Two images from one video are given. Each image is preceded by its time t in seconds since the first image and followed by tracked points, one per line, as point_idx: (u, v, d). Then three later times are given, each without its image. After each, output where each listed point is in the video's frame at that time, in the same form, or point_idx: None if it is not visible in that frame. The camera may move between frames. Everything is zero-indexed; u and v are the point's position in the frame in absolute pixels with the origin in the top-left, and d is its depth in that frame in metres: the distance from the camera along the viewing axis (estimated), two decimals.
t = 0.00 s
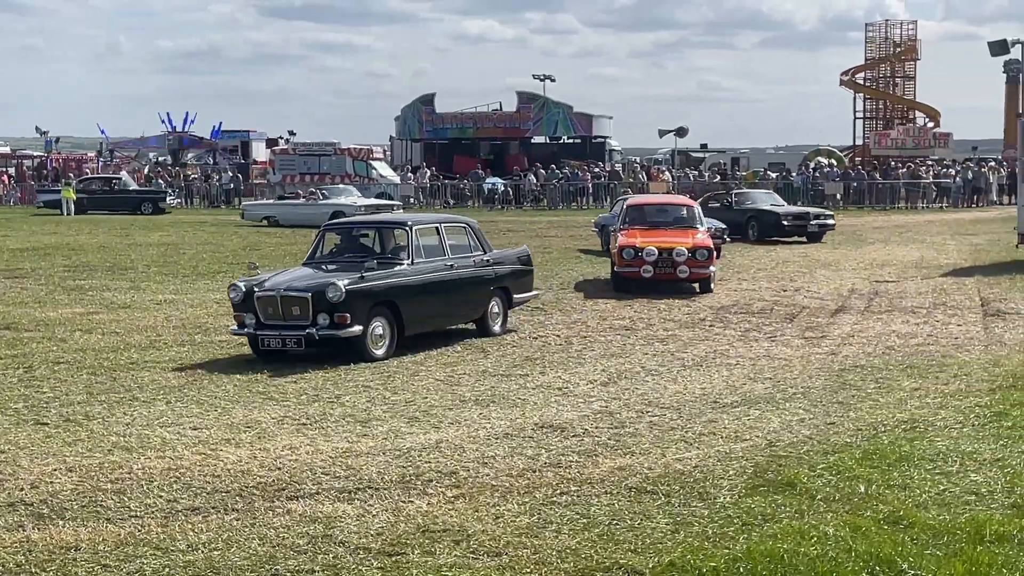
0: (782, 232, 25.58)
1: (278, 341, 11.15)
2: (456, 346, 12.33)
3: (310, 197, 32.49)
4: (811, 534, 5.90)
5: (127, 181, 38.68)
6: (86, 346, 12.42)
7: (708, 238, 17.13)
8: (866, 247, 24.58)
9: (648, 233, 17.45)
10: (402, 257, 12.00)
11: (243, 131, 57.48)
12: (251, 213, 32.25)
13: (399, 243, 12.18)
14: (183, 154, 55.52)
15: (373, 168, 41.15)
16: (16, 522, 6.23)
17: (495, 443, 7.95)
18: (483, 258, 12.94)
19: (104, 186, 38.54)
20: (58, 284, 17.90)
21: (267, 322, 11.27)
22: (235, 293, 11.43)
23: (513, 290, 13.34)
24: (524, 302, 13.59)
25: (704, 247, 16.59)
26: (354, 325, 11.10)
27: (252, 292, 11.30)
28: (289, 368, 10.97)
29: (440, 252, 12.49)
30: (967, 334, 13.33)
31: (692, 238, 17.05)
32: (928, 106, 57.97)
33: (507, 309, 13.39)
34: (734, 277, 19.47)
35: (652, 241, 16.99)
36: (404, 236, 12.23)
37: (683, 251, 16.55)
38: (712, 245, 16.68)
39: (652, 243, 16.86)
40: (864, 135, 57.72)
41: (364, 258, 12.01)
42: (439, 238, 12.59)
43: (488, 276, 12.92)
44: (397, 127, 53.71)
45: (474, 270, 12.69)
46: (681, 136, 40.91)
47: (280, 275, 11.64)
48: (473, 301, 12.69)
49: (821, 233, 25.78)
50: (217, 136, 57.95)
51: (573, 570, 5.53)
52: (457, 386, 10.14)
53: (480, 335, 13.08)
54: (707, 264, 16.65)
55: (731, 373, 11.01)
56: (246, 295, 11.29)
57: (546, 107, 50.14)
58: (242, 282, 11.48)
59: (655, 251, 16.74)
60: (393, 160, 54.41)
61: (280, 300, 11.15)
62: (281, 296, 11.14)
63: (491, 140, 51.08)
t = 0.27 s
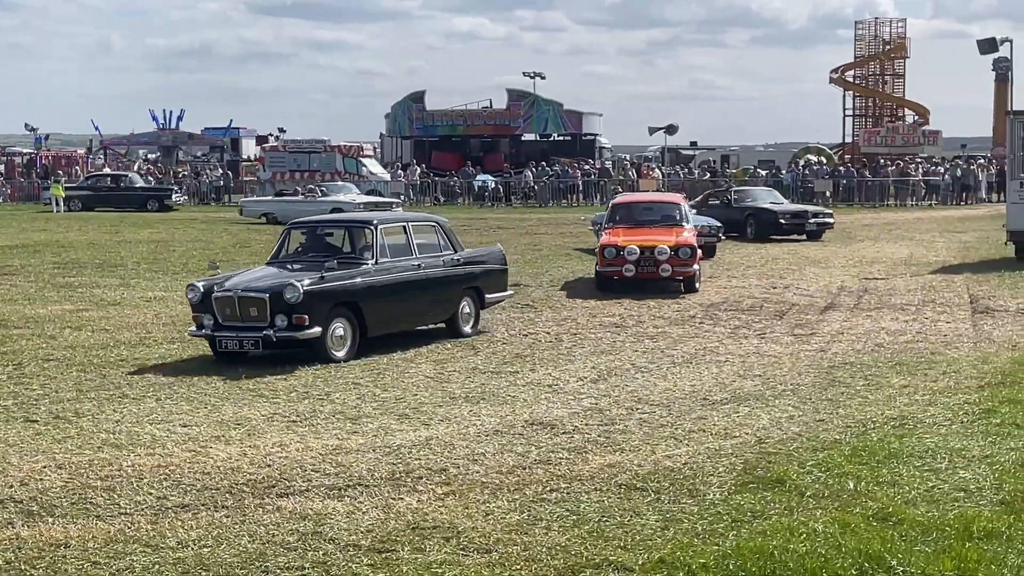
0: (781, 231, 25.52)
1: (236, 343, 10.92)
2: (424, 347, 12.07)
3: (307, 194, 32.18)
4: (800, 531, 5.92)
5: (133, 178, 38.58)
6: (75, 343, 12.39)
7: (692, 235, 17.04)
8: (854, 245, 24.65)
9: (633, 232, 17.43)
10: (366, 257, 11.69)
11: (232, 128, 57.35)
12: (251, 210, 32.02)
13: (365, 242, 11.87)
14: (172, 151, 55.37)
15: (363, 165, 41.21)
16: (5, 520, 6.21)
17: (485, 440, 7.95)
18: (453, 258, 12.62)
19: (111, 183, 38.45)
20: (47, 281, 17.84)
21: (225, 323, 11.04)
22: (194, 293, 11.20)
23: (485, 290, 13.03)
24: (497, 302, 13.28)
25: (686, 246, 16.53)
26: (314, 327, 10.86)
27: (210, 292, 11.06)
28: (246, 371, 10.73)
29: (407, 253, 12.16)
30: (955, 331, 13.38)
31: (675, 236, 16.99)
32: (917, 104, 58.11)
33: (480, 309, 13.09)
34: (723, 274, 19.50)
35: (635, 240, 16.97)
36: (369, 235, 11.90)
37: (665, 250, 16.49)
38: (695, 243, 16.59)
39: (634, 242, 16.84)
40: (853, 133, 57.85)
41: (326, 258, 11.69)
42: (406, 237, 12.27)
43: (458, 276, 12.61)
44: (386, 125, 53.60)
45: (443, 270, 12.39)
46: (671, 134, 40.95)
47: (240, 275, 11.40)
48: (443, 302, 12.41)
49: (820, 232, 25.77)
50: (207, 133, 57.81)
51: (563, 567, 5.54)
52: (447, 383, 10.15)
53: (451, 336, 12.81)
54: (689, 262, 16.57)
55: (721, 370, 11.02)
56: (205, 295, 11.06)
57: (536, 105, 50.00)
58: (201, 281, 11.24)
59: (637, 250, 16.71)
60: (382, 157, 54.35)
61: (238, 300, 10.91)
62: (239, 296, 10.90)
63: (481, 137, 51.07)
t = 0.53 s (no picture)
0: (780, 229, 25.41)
1: (193, 345, 10.65)
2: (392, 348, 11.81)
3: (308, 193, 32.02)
4: (792, 528, 5.92)
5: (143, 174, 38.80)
6: (66, 340, 12.36)
7: (677, 235, 16.82)
8: (846, 242, 24.68)
9: (618, 232, 17.21)
10: (331, 257, 11.49)
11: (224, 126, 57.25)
12: (251, 205, 31.49)
13: (330, 242, 11.66)
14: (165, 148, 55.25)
15: (355, 162, 41.18)
16: None
17: (477, 437, 7.95)
18: (423, 258, 12.41)
19: (120, 178, 38.69)
20: (39, 278, 17.80)
21: (184, 325, 10.77)
22: (152, 294, 10.93)
23: (458, 290, 12.79)
24: (471, 302, 13.05)
25: (670, 245, 16.31)
26: (273, 328, 10.61)
27: (169, 293, 10.81)
28: (203, 373, 10.45)
29: (375, 253, 11.96)
30: (948, 329, 13.41)
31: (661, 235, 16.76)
32: (909, 102, 58.20)
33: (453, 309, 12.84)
34: (716, 271, 19.52)
35: (619, 238, 16.74)
36: (333, 234, 11.71)
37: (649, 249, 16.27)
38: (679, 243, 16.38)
39: (618, 241, 16.61)
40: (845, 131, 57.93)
41: (290, 258, 11.48)
42: (374, 236, 12.07)
43: (428, 276, 12.39)
44: (378, 122, 53.57)
45: (413, 270, 12.17)
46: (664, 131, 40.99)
47: (201, 275, 11.14)
48: (412, 302, 12.17)
49: (820, 231, 25.59)
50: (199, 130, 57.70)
51: (554, 564, 5.54)
52: (439, 380, 10.15)
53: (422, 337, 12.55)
54: (673, 262, 16.34)
55: (713, 368, 11.03)
56: (163, 295, 10.80)
57: (528, 103, 49.89)
58: (160, 281, 10.98)
59: (621, 249, 16.47)
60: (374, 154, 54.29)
61: (196, 301, 10.65)
62: (197, 297, 10.63)
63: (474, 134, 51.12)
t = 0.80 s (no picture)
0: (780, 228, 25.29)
1: (150, 349, 10.34)
2: (359, 352, 11.45)
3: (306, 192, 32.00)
4: (785, 526, 5.93)
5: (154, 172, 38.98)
6: (59, 338, 12.35)
7: (663, 238, 16.46)
8: (839, 241, 24.71)
9: (604, 233, 16.87)
10: (294, 259, 11.14)
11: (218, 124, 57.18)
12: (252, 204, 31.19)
13: (292, 244, 11.33)
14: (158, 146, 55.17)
15: (349, 159, 40.95)
16: None
17: (471, 435, 7.96)
18: (394, 260, 12.08)
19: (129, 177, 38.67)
20: (32, 276, 17.78)
21: (141, 327, 10.46)
22: (111, 295, 10.63)
23: (430, 293, 12.48)
24: (444, 306, 12.74)
25: (655, 249, 15.97)
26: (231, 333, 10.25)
27: (127, 295, 10.49)
28: (159, 378, 10.13)
29: (342, 254, 11.61)
30: (940, 327, 13.44)
31: (647, 237, 16.41)
32: (902, 100, 58.29)
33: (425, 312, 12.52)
34: (709, 270, 19.54)
35: (603, 240, 16.39)
36: (299, 235, 11.37)
37: (632, 253, 15.94)
38: (664, 246, 16.04)
39: (602, 244, 16.27)
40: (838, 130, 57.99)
41: (253, 260, 11.15)
42: (342, 238, 11.74)
43: (399, 279, 12.08)
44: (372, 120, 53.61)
45: (383, 273, 11.85)
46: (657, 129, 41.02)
47: (162, 276, 10.83)
48: (381, 305, 11.84)
49: (822, 231, 25.42)
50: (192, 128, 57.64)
51: (547, 561, 5.55)
52: (432, 378, 10.15)
53: (392, 341, 12.21)
54: (657, 266, 16.00)
55: (706, 366, 11.05)
56: (121, 297, 10.49)
57: (522, 101, 49.94)
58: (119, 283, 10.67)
59: (605, 252, 16.13)
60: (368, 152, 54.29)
61: (153, 304, 10.32)
62: (154, 299, 10.31)
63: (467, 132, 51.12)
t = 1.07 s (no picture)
0: (779, 230, 25.12)
1: (104, 357, 10.02)
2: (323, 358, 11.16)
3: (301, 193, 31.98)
4: (777, 527, 5.94)
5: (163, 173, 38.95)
6: (51, 339, 12.31)
7: (648, 239, 16.06)
8: (832, 242, 24.74)
9: (588, 234, 16.45)
10: (253, 264, 10.85)
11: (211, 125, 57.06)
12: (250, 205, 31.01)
13: (251, 249, 11.04)
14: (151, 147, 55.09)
15: (342, 160, 40.92)
16: None
17: (464, 437, 7.96)
18: (362, 264, 11.79)
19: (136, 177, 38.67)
20: (25, 277, 17.74)
21: (94, 334, 10.13)
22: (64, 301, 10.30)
23: (399, 298, 12.19)
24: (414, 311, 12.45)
25: (637, 251, 15.56)
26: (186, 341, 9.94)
27: (80, 301, 10.15)
28: (113, 387, 9.84)
29: (306, 258, 11.33)
30: (933, 329, 13.46)
31: (630, 239, 16.02)
32: (895, 102, 58.39)
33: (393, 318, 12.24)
34: (702, 271, 19.55)
35: (585, 242, 15.97)
36: (260, 239, 11.10)
37: (614, 255, 15.53)
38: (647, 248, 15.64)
39: (583, 245, 15.85)
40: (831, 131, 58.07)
41: (212, 267, 10.85)
42: (305, 243, 11.46)
43: (366, 284, 11.79)
44: (365, 121, 53.57)
45: (349, 278, 11.56)
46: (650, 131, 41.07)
47: (118, 282, 10.50)
48: (346, 311, 11.54)
49: (822, 233, 25.25)
50: (185, 129, 57.52)
51: (540, 563, 5.55)
52: (425, 379, 10.14)
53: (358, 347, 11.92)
54: (640, 268, 15.61)
55: (699, 367, 11.06)
56: (73, 303, 10.16)
57: (515, 102, 49.81)
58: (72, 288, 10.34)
59: (586, 254, 15.71)
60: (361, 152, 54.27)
61: (105, 311, 9.99)
62: (107, 306, 9.98)
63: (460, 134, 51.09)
